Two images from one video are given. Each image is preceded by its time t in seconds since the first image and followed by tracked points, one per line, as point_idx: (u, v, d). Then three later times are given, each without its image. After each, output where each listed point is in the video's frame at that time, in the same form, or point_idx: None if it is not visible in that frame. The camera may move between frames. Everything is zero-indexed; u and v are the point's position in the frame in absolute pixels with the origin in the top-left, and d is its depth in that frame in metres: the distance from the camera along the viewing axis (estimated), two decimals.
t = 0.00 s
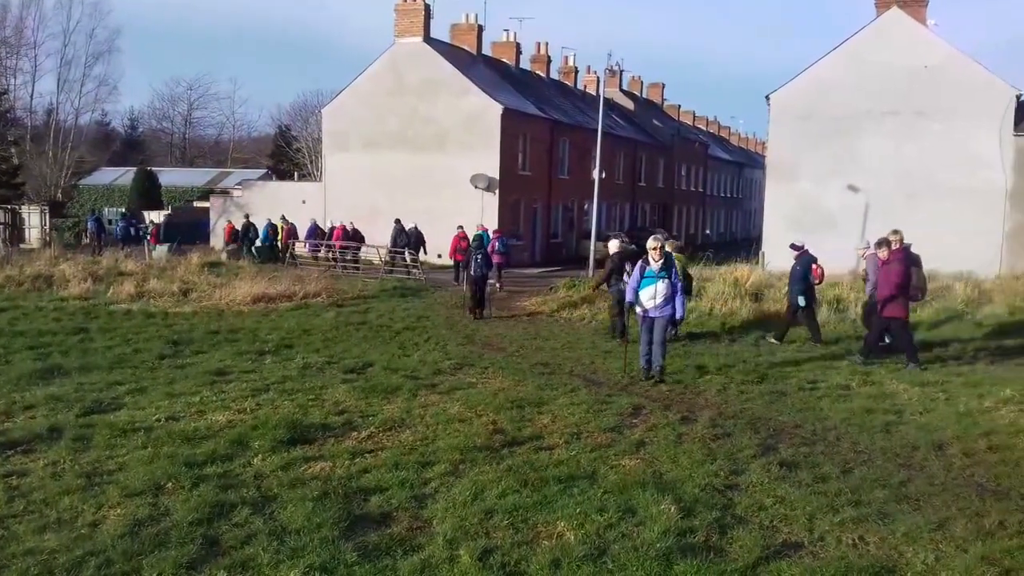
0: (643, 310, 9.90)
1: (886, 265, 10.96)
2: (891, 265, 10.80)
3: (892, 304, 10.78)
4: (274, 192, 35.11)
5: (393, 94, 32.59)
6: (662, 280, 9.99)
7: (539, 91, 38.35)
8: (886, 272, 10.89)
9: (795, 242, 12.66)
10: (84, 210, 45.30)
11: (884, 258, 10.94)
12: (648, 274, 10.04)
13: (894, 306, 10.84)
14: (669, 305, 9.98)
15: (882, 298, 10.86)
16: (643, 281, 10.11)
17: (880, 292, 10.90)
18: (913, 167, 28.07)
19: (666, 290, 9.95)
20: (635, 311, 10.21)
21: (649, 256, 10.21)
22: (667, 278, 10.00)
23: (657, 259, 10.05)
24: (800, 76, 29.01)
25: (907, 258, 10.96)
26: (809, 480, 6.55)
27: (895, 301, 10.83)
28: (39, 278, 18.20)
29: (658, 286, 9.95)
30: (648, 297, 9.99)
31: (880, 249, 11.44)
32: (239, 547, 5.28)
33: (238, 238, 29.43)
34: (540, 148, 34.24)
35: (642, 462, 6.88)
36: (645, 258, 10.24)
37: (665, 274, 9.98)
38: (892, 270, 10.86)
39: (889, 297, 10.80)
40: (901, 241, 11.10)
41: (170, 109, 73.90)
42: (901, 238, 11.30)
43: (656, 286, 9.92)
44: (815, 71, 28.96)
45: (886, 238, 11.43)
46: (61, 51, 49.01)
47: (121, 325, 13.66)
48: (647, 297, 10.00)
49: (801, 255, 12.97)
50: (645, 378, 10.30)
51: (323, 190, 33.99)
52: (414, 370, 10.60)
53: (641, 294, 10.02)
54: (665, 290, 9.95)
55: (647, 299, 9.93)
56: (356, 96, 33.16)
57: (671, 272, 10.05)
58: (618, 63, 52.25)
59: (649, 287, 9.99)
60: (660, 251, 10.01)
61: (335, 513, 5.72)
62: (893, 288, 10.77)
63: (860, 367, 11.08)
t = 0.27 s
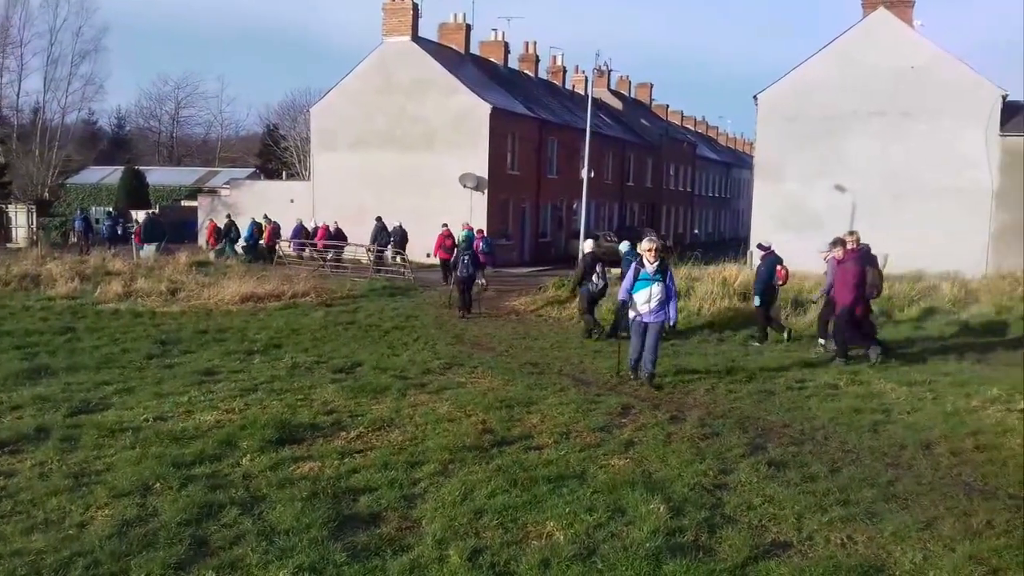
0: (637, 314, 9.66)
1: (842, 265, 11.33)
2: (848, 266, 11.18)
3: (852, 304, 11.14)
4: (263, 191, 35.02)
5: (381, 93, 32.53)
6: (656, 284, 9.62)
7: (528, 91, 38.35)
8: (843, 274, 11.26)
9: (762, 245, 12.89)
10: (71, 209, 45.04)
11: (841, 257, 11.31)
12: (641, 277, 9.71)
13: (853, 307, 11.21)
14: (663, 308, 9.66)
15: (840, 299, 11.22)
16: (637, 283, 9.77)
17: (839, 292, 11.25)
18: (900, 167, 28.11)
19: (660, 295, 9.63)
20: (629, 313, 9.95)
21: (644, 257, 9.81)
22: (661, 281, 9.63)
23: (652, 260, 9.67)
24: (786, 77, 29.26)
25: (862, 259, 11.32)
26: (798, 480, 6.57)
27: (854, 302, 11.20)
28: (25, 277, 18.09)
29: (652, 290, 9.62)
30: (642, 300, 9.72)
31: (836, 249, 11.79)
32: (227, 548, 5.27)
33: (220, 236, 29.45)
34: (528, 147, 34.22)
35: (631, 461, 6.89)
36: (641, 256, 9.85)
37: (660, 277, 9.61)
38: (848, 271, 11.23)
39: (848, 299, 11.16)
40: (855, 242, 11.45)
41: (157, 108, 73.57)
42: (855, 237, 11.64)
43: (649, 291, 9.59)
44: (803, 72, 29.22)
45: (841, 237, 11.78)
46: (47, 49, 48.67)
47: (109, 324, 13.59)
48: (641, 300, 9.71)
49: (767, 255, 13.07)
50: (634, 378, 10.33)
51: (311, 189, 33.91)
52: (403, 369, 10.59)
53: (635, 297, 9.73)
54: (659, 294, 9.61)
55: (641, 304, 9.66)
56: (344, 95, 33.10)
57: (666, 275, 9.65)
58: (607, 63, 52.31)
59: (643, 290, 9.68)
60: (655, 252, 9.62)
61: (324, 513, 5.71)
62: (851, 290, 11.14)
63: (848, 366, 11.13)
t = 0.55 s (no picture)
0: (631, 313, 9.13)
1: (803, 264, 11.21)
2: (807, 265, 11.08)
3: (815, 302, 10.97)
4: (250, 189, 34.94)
5: (369, 92, 32.47)
6: (650, 281, 9.24)
7: (516, 91, 38.35)
8: (803, 273, 11.13)
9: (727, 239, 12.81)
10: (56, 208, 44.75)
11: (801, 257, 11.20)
12: (633, 275, 9.25)
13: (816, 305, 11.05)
14: (654, 309, 9.26)
15: (802, 299, 11.06)
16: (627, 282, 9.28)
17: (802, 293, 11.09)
18: (885, 167, 28.35)
19: (652, 293, 9.24)
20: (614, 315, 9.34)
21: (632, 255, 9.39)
22: (653, 280, 9.28)
23: (643, 258, 9.28)
24: (773, 76, 29.23)
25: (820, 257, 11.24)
26: (785, 478, 6.60)
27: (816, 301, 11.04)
28: (10, 277, 17.96)
29: (646, 288, 9.20)
30: (633, 300, 9.19)
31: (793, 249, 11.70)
32: (214, 548, 5.25)
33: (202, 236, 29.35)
34: (517, 146, 34.23)
35: (618, 460, 6.90)
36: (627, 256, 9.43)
37: (652, 276, 9.26)
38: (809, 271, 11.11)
39: (812, 298, 11.00)
40: (813, 240, 11.39)
41: (143, 106, 73.24)
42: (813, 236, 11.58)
43: (644, 288, 9.17)
44: (789, 72, 29.18)
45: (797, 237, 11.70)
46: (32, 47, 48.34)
47: (94, 324, 13.52)
48: (633, 299, 9.20)
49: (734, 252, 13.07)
50: (622, 377, 10.34)
51: (299, 188, 33.81)
52: (391, 369, 10.57)
53: (626, 296, 9.21)
54: (653, 292, 9.22)
55: (636, 302, 9.15)
56: (332, 94, 33.01)
57: (658, 273, 9.33)
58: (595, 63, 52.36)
59: (635, 289, 9.22)
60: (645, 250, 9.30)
61: (310, 512, 5.69)
62: (814, 288, 10.99)
63: (834, 365, 11.17)
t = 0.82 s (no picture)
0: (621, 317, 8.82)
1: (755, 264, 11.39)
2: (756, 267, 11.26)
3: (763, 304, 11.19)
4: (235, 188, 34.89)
5: (356, 92, 32.38)
6: (638, 282, 8.92)
7: (503, 91, 38.34)
8: (755, 272, 11.33)
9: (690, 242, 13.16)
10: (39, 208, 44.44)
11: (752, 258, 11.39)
12: (620, 277, 8.95)
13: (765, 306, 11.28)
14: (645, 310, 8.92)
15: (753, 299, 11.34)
16: (616, 284, 8.96)
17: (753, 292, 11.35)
18: (870, 167, 28.50)
19: (642, 294, 8.90)
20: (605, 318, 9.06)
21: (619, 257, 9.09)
22: (642, 280, 8.94)
23: (628, 258, 8.98)
24: (759, 76, 29.35)
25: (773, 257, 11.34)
26: (770, 476, 6.62)
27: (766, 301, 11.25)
28: None
29: (633, 289, 8.88)
30: (623, 303, 8.87)
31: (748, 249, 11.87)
32: (198, 549, 5.22)
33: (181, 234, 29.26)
34: (503, 146, 34.20)
35: (605, 460, 6.90)
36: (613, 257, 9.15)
37: (640, 276, 8.92)
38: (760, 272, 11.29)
39: (760, 298, 11.24)
40: (766, 240, 11.53)
41: (127, 105, 72.88)
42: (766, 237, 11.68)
43: (631, 290, 8.85)
44: (775, 72, 29.31)
45: (752, 238, 11.89)
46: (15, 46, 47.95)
47: (78, 324, 13.45)
48: (622, 302, 8.89)
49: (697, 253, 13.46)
50: (607, 377, 10.35)
51: (284, 187, 33.70)
52: (377, 369, 10.54)
53: (614, 299, 8.92)
54: (642, 293, 8.90)
55: (623, 305, 8.84)
56: (319, 94, 32.91)
57: (646, 273, 8.99)
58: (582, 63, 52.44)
59: (624, 291, 8.90)
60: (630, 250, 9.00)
61: (296, 513, 5.67)
62: (763, 288, 11.21)
63: (818, 364, 11.22)
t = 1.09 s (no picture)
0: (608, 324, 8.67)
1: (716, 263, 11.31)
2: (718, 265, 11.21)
3: (723, 301, 11.12)
4: (219, 189, 34.78)
5: (342, 92, 32.32)
6: (626, 287, 8.72)
7: (490, 91, 38.34)
8: (714, 272, 11.27)
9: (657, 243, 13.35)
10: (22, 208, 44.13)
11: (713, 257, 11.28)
12: (608, 282, 8.75)
13: (724, 303, 11.21)
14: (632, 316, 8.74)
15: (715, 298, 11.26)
16: (605, 289, 8.77)
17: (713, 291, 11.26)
18: (854, 168, 28.65)
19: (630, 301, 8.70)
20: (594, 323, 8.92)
21: (608, 260, 8.87)
22: (630, 286, 8.73)
23: (616, 262, 8.76)
24: (744, 78, 29.48)
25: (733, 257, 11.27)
26: (756, 476, 6.65)
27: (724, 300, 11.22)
28: None
29: (621, 296, 8.70)
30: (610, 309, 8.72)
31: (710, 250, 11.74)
32: (184, 552, 5.19)
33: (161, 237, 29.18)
34: (490, 147, 34.18)
35: (592, 461, 6.91)
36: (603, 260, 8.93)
37: (628, 282, 8.71)
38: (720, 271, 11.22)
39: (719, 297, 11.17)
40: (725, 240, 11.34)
41: (111, 105, 72.48)
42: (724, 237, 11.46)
43: (618, 297, 8.66)
44: (760, 74, 29.44)
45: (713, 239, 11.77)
46: None
47: (61, 325, 13.38)
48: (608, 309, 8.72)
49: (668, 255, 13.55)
50: (594, 378, 10.37)
51: (270, 188, 33.58)
52: (364, 370, 10.51)
53: (602, 306, 8.75)
54: (630, 300, 8.70)
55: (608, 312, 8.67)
56: (305, 94, 32.81)
57: (634, 278, 8.76)
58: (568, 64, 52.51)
59: (611, 297, 8.72)
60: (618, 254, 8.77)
61: (282, 516, 5.64)
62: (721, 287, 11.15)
63: (804, 365, 11.27)
